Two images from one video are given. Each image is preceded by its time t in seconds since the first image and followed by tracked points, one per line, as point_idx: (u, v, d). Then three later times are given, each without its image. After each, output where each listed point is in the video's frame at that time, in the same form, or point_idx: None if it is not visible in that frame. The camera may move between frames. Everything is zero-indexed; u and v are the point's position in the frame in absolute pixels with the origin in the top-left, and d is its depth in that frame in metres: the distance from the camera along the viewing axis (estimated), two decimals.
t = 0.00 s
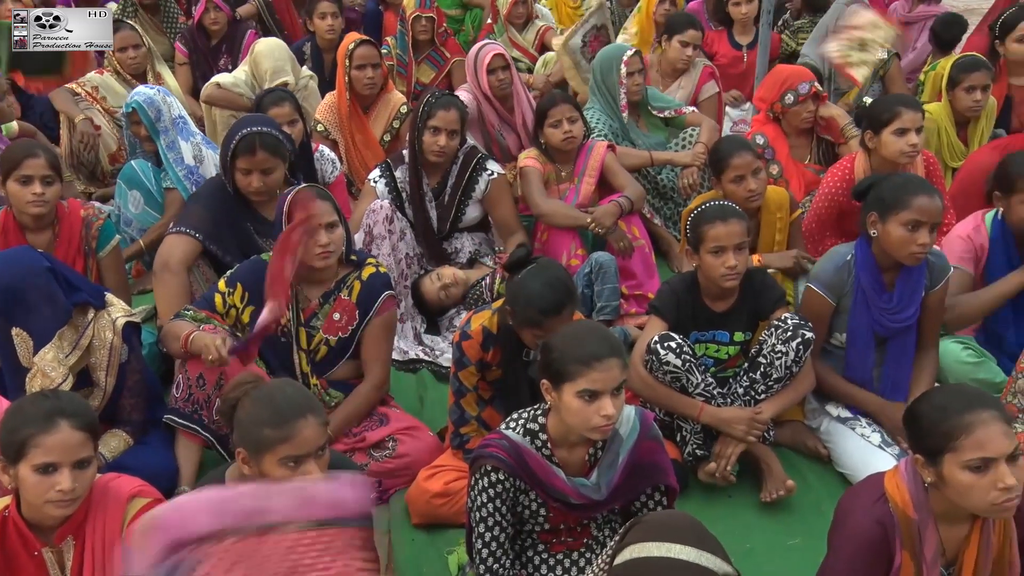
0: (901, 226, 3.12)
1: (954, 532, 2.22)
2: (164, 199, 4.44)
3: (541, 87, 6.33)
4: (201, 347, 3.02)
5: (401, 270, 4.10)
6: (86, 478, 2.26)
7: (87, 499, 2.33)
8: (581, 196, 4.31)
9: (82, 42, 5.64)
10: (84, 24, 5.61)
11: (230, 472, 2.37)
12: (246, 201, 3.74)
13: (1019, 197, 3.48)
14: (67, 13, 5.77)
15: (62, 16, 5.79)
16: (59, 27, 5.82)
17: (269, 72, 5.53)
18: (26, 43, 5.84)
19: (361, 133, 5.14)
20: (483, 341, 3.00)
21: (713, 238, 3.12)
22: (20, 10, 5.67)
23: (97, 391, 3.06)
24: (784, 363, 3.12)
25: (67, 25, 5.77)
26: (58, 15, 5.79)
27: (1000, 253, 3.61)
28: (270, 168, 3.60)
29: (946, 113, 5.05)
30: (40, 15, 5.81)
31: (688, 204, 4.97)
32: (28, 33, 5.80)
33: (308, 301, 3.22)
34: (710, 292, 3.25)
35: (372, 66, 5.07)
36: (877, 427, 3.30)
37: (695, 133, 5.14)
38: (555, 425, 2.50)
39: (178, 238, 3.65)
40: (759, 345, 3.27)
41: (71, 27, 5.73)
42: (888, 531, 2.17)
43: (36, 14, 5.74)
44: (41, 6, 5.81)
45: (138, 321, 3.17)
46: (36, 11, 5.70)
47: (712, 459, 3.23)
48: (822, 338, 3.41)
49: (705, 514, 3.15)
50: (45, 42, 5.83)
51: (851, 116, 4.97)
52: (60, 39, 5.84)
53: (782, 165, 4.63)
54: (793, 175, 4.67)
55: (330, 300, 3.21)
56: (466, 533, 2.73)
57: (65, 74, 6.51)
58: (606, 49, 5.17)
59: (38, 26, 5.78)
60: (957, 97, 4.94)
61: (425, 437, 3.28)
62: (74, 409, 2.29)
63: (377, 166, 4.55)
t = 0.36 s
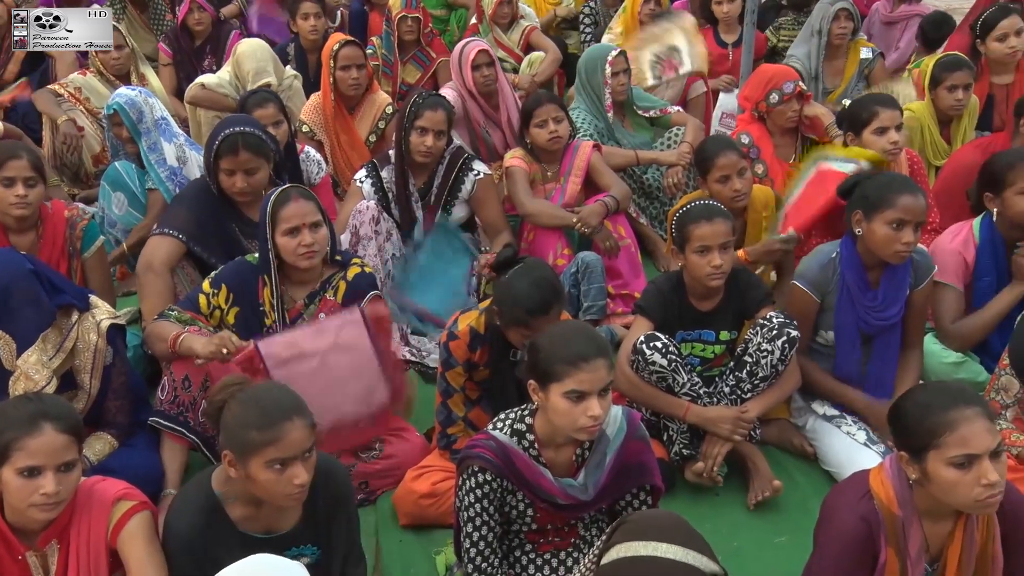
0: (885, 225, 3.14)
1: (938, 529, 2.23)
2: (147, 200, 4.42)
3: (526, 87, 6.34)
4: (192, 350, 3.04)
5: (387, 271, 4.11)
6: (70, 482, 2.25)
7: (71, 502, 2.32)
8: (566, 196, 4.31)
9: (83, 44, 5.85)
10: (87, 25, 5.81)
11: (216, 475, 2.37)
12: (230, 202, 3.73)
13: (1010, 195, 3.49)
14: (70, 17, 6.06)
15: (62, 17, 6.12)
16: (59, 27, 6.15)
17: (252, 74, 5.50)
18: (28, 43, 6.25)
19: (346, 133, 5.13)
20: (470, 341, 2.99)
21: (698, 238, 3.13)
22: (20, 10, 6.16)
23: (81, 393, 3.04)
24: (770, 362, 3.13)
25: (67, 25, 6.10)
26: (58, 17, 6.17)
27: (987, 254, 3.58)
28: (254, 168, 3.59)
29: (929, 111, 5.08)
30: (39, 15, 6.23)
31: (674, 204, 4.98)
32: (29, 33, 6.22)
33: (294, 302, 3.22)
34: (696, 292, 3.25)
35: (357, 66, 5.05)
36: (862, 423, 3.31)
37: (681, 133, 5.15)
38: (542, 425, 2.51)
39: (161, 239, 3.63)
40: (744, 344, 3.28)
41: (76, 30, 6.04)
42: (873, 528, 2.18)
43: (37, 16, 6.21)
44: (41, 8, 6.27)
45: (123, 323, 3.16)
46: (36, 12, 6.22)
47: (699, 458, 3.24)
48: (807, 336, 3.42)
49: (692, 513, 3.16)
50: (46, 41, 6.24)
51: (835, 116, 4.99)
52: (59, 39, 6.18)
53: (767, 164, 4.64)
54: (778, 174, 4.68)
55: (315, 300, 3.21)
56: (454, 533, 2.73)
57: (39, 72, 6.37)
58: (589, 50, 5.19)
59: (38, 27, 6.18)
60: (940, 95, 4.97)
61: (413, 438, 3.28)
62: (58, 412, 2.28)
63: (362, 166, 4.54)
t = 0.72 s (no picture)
0: (868, 226, 3.15)
1: (922, 525, 2.25)
2: (131, 202, 4.39)
3: (512, 87, 6.34)
4: (175, 354, 3.03)
5: (373, 272, 4.11)
6: (54, 486, 2.24)
7: (55, 506, 2.30)
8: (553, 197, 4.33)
9: (83, 43, 5.79)
10: (86, 25, 5.89)
11: (201, 477, 2.36)
12: (214, 203, 3.71)
13: (999, 194, 3.51)
14: (70, 15, 5.91)
15: (61, 17, 5.89)
16: (60, 28, 5.89)
17: (237, 75, 5.49)
18: (30, 44, 5.92)
19: (331, 134, 5.11)
20: (456, 342, 2.99)
21: (685, 237, 3.13)
22: (20, 10, 5.87)
23: (66, 396, 3.02)
24: (756, 361, 3.15)
25: (69, 25, 5.89)
26: (57, 16, 5.90)
27: (973, 250, 3.60)
28: (239, 169, 3.58)
29: (912, 111, 5.11)
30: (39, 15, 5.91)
31: (660, 203, 4.99)
32: (29, 33, 5.89)
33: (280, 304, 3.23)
34: (682, 291, 3.26)
35: (342, 67, 5.04)
36: (847, 422, 3.33)
37: (666, 132, 5.16)
38: (529, 426, 2.51)
39: (145, 240, 3.62)
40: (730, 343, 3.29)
41: (75, 29, 5.86)
42: (858, 526, 2.19)
43: (38, 16, 5.87)
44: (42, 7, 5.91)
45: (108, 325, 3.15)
46: (36, 12, 5.85)
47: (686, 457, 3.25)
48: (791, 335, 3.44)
49: (679, 511, 3.16)
50: (46, 42, 5.90)
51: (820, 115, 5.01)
52: (61, 39, 5.88)
53: (752, 163, 4.65)
54: (763, 173, 4.70)
55: (302, 302, 3.22)
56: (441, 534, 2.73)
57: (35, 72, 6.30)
58: (574, 50, 5.19)
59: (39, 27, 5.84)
60: (923, 95, 5.00)
61: (400, 439, 3.27)
62: (42, 416, 2.26)
63: (347, 168, 4.54)
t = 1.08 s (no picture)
0: (853, 226, 3.17)
1: (908, 522, 2.26)
2: (115, 203, 4.37)
3: (498, 87, 6.35)
4: (163, 355, 2.97)
5: (360, 272, 4.10)
6: (38, 489, 2.22)
7: (40, 509, 2.29)
8: (540, 196, 4.32)
9: (84, 44, 5.79)
10: (87, 24, 5.85)
11: (187, 479, 2.35)
12: (200, 204, 3.70)
13: (975, 190, 3.52)
14: (71, 15, 5.84)
15: (61, 17, 5.81)
16: (60, 28, 5.79)
17: (216, 65, 5.48)
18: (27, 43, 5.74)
19: (317, 135, 5.10)
20: (444, 342, 2.98)
21: (673, 237, 3.14)
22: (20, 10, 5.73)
23: (50, 399, 3.01)
24: (744, 361, 3.16)
25: (69, 25, 5.83)
26: (57, 16, 5.81)
27: (954, 248, 3.61)
28: (225, 170, 3.56)
29: (896, 110, 5.13)
30: (40, 15, 5.76)
31: (647, 202, 5.00)
32: (29, 33, 5.71)
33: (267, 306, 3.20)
34: (670, 291, 3.27)
35: (327, 67, 5.02)
36: (833, 420, 3.35)
37: (652, 132, 5.17)
38: (516, 425, 2.51)
39: (130, 242, 3.61)
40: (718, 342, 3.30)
41: (75, 29, 5.79)
42: (846, 523, 2.20)
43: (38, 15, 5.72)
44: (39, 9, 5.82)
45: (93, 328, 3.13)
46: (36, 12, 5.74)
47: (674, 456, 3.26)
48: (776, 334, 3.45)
49: (666, 510, 3.17)
50: (46, 41, 5.73)
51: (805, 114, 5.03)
52: (61, 39, 5.78)
53: (738, 162, 4.67)
54: (749, 172, 4.71)
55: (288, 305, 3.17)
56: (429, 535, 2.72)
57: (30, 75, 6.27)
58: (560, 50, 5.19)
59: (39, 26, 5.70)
60: (906, 95, 5.03)
61: (388, 440, 3.26)
62: (26, 420, 2.25)
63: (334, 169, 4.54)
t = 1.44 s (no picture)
0: (836, 226, 3.18)
1: (894, 519, 2.27)
2: (100, 205, 4.35)
3: (485, 87, 6.35)
4: (152, 357, 3.00)
5: (348, 273, 4.11)
6: (24, 493, 2.21)
7: (26, 512, 2.28)
8: (527, 196, 4.34)
9: (84, 43, 5.84)
10: (87, 25, 5.89)
11: (174, 481, 2.34)
12: (187, 206, 3.69)
13: (958, 191, 3.53)
14: (70, 15, 5.85)
15: (60, 17, 5.80)
16: (59, 28, 5.78)
17: (196, 52, 5.55)
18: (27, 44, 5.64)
19: (304, 136, 5.09)
20: (432, 342, 2.98)
21: (660, 237, 3.14)
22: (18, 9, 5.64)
23: (36, 402, 2.99)
24: (731, 359, 3.17)
25: (69, 26, 5.81)
26: (56, 16, 5.79)
27: (939, 245, 3.64)
28: (212, 172, 3.55)
29: (881, 109, 5.15)
30: (39, 15, 5.69)
31: (634, 202, 5.01)
32: (28, 33, 5.64)
33: (254, 306, 3.19)
34: (657, 290, 3.27)
35: (313, 68, 5.03)
36: (820, 418, 3.36)
37: (639, 132, 5.18)
38: (504, 426, 2.51)
39: (117, 244, 3.59)
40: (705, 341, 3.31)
41: (75, 29, 5.85)
42: (832, 521, 2.21)
43: (38, 16, 5.61)
44: (38, 9, 5.74)
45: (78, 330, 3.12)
46: (36, 11, 5.68)
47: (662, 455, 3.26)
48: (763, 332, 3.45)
49: (655, 509, 3.17)
50: (47, 42, 5.65)
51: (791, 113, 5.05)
52: (61, 40, 5.72)
53: (725, 161, 4.68)
54: (735, 171, 4.72)
55: (276, 305, 3.18)
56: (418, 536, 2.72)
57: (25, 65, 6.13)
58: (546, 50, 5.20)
59: (39, 26, 5.62)
60: (891, 94, 5.05)
61: (376, 441, 3.26)
62: (10, 423, 2.24)
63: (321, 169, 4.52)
